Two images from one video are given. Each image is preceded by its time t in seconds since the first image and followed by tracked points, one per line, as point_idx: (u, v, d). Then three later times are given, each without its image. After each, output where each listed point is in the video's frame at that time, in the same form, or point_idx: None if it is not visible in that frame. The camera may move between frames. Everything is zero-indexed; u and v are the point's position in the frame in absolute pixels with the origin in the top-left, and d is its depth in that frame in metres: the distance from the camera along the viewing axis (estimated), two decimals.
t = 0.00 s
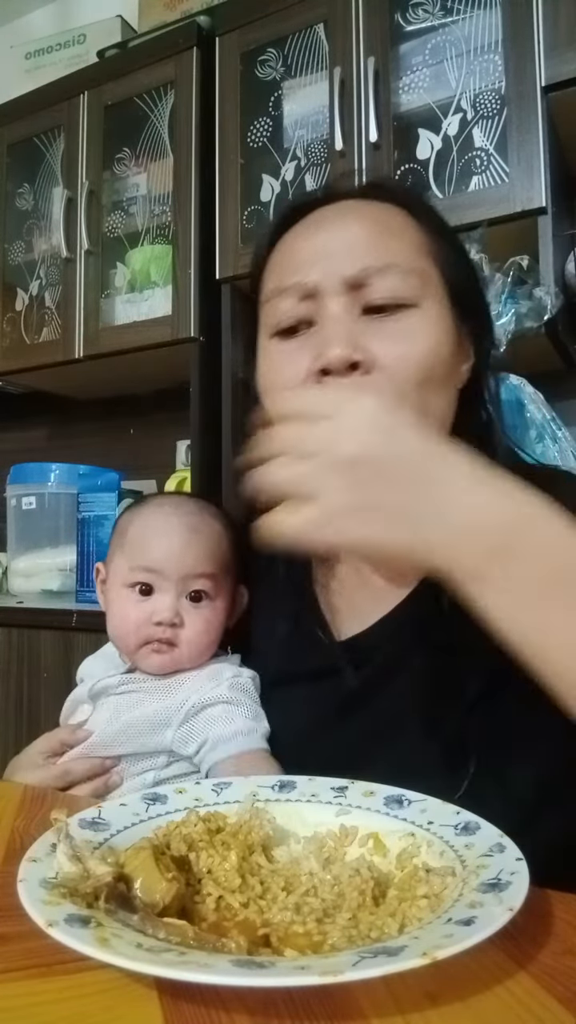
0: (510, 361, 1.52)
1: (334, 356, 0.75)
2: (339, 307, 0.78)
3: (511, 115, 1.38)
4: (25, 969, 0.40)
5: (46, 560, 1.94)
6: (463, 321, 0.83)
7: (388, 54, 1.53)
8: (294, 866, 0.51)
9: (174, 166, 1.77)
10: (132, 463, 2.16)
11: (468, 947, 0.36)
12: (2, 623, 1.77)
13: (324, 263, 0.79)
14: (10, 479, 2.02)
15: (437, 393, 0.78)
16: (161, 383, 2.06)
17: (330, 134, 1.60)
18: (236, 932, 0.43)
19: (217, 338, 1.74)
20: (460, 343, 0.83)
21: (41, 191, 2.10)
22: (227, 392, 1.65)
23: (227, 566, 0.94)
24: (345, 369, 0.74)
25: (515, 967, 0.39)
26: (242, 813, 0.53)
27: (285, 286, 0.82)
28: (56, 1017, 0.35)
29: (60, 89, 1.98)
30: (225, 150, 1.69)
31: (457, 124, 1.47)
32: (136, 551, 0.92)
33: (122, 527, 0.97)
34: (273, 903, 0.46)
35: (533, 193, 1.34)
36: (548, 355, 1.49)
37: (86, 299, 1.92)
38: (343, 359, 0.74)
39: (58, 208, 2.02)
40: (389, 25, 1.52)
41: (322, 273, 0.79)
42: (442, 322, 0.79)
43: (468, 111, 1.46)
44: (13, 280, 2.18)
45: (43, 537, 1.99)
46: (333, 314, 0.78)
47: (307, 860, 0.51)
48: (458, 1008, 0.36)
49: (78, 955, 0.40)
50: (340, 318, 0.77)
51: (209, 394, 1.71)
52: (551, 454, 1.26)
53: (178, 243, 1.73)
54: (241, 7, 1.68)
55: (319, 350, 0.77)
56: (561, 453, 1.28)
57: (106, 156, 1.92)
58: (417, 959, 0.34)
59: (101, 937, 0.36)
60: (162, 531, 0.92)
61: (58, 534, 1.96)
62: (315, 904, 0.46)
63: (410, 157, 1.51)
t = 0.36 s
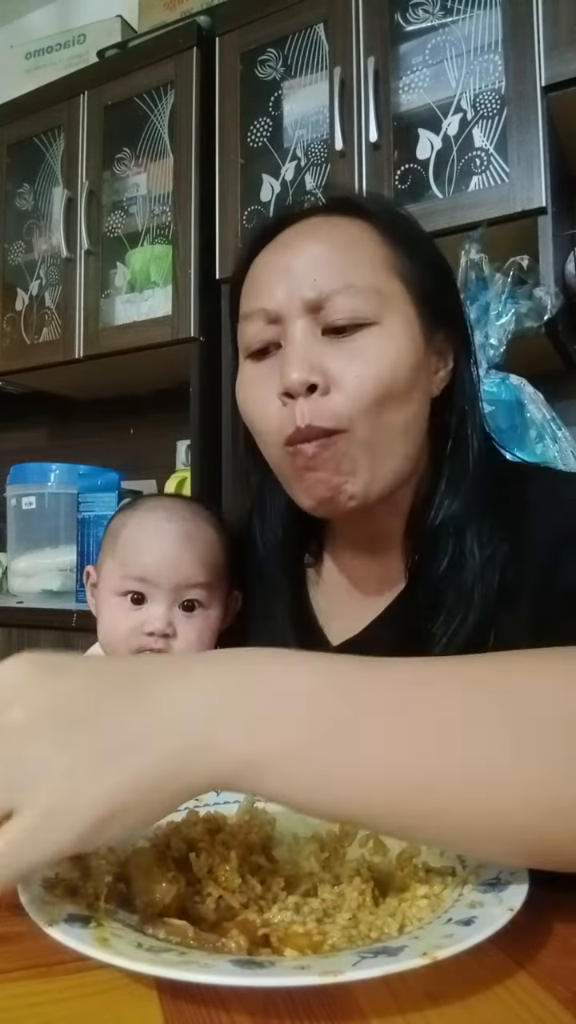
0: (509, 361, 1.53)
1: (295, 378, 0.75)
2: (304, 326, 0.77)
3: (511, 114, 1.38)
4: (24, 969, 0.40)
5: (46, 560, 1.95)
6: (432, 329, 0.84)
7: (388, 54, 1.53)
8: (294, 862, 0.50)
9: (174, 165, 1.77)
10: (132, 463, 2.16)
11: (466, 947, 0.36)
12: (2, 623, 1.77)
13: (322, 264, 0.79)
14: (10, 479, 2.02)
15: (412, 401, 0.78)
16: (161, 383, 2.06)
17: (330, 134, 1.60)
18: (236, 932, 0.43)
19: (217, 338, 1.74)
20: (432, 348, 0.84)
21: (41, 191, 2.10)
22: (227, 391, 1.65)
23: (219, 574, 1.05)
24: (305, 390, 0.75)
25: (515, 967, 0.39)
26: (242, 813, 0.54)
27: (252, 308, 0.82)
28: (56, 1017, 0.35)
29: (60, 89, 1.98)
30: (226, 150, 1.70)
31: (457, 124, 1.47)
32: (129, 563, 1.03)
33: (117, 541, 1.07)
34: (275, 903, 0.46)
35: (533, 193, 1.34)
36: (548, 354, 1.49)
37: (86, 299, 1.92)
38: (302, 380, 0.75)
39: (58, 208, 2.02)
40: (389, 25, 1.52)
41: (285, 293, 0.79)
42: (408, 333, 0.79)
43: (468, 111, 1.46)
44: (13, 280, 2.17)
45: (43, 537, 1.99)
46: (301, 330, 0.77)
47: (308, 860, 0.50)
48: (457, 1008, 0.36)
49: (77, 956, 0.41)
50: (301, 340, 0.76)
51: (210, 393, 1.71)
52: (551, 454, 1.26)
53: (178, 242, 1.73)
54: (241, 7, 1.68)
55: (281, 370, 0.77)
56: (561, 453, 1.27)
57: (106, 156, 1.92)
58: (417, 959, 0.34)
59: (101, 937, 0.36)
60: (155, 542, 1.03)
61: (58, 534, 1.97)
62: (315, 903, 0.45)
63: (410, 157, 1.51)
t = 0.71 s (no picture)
0: (509, 361, 1.53)
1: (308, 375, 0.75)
2: (312, 323, 0.77)
3: (510, 114, 1.38)
4: (25, 969, 0.40)
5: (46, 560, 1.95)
6: (431, 329, 0.84)
7: (388, 54, 1.53)
8: (294, 864, 0.50)
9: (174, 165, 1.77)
10: (132, 463, 2.16)
11: (467, 947, 0.36)
12: (2, 623, 1.77)
13: (322, 263, 0.79)
14: (11, 479, 2.02)
15: (416, 401, 0.78)
16: (161, 383, 2.07)
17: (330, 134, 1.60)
18: (236, 932, 0.43)
19: (217, 338, 1.74)
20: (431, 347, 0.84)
21: (41, 191, 2.10)
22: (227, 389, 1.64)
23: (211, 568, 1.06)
24: (317, 387, 0.75)
25: (516, 968, 0.39)
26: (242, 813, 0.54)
27: (257, 308, 0.81)
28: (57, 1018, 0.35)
29: (60, 89, 1.98)
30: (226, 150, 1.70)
31: (457, 124, 1.47)
32: (109, 558, 1.07)
33: (103, 535, 1.12)
34: (274, 903, 0.46)
35: (532, 193, 1.34)
36: (548, 354, 1.49)
37: (87, 299, 1.92)
38: (314, 377, 0.74)
39: (58, 208, 2.02)
40: (389, 25, 1.52)
41: (289, 294, 0.79)
42: (411, 333, 0.79)
43: (468, 111, 1.46)
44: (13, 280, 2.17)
45: (43, 537, 1.99)
46: (305, 331, 0.77)
47: (308, 860, 0.50)
48: (458, 1008, 0.36)
49: (78, 956, 0.40)
50: (308, 339, 0.76)
51: (209, 392, 1.71)
52: (551, 454, 1.26)
53: (178, 242, 1.73)
54: (241, 7, 1.68)
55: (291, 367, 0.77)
56: (561, 453, 1.28)
57: (106, 156, 1.92)
58: (417, 959, 0.34)
59: (101, 937, 0.36)
60: (135, 538, 1.07)
61: (59, 534, 1.97)
62: (316, 903, 0.45)
63: (410, 157, 1.51)
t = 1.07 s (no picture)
0: (510, 361, 1.53)
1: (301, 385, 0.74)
2: (310, 324, 0.77)
3: (511, 114, 1.38)
4: (24, 968, 0.40)
5: (47, 560, 1.95)
6: (431, 329, 0.84)
7: (389, 54, 1.53)
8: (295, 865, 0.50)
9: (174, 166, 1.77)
10: (133, 463, 2.16)
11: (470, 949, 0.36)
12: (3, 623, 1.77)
13: (321, 262, 0.79)
14: (12, 479, 2.03)
15: (414, 402, 0.78)
16: (162, 383, 2.07)
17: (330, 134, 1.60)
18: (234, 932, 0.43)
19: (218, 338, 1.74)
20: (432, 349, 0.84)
21: (42, 191, 2.10)
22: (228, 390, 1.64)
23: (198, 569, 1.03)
24: (313, 398, 0.74)
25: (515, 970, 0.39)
26: (242, 813, 0.53)
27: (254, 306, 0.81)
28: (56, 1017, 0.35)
29: (61, 88, 1.98)
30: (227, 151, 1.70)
31: (457, 124, 1.47)
32: (68, 564, 0.94)
33: (64, 542, 0.98)
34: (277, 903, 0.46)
35: (533, 193, 1.34)
36: (549, 354, 1.49)
37: (87, 299, 1.92)
38: (310, 388, 0.74)
39: (59, 208, 2.02)
40: (389, 25, 1.52)
41: (289, 294, 0.78)
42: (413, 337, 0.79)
43: (469, 111, 1.46)
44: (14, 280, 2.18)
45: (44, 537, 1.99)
46: (303, 336, 0.77)
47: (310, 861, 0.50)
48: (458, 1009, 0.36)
49: (78, 956, 0.40)
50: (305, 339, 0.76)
51: (212, 392, 1.71)
52: (552, 454, 1.26)
53: (179, 242, 1.73)
54: (241, 8, 1.68)
55: (287, 376, 0.76)
56: (562, 453, 1.28)
57: (107, 156, 1.92)
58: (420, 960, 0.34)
59: (101, 936, 0.36)
60: (93, 542, 0.93)
61: (59, 534, 1.97)
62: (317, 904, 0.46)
63: (411, 157, 1.51)
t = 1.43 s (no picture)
0: (510, 360, 1.53)
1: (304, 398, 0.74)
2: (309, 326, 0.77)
3: (512, 114, 1.38)
4: (26, 969, 0.40)
5: (47, 560, 1.95)
6: (434, 336, 0.83)
7: (389, 54, 1.53)
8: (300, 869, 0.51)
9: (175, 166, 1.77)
10: (133, 463, 2.16)
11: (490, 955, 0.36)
12: (3, 623, 1.77)
13: (321, 264, 0.79)
14: (12, 479, 2.03)
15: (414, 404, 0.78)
16: (162, 383, 2.07)
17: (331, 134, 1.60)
18: (251, 939, 0.43)
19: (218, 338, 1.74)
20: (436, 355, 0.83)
21: (42, 191, 2.10)
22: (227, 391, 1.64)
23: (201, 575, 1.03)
24: (317, 411, 0.74)
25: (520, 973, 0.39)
26: (243, 819, 0.54)
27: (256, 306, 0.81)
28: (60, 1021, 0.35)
29: (62, 89, 1.98)
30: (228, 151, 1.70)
31: (458, 124, 1.47)
32: (81, 562, 0.94)
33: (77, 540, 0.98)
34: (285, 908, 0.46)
35: (534, 193, 1.34)
36: (549, 354, 1.49)
37: (88, 299, 1.92)
38: (314, 401, 0.74)
39: (59, 208, 2.02)
40: (389, 25, 1.52)
41: (289, 296, 0.79)
42: (418, 345, 0.79)
43: (469, 111, 1.46)
44: (14, 280, 2.17)
45: (44, 537, 1.99)
46: (304, 336, 0.77)
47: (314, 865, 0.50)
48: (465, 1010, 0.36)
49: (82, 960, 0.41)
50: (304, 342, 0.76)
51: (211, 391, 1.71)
52: (553, 454, 1.27)
53: (180, 242, 1.74)
54: (241, 8, 1.68)
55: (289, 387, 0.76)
56: (563, 452, 1.28)
57: (107, 156, 1.92)
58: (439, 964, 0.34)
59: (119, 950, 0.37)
60: (104, 543, 0.94)
61: (59, 534, 1.97)
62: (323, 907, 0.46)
63: (411, 157, 1.52)
